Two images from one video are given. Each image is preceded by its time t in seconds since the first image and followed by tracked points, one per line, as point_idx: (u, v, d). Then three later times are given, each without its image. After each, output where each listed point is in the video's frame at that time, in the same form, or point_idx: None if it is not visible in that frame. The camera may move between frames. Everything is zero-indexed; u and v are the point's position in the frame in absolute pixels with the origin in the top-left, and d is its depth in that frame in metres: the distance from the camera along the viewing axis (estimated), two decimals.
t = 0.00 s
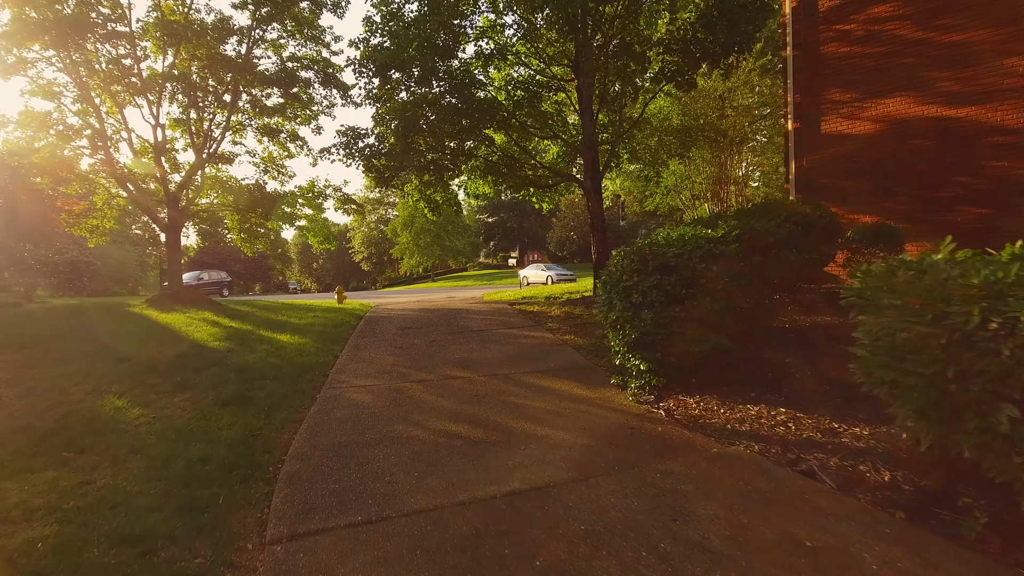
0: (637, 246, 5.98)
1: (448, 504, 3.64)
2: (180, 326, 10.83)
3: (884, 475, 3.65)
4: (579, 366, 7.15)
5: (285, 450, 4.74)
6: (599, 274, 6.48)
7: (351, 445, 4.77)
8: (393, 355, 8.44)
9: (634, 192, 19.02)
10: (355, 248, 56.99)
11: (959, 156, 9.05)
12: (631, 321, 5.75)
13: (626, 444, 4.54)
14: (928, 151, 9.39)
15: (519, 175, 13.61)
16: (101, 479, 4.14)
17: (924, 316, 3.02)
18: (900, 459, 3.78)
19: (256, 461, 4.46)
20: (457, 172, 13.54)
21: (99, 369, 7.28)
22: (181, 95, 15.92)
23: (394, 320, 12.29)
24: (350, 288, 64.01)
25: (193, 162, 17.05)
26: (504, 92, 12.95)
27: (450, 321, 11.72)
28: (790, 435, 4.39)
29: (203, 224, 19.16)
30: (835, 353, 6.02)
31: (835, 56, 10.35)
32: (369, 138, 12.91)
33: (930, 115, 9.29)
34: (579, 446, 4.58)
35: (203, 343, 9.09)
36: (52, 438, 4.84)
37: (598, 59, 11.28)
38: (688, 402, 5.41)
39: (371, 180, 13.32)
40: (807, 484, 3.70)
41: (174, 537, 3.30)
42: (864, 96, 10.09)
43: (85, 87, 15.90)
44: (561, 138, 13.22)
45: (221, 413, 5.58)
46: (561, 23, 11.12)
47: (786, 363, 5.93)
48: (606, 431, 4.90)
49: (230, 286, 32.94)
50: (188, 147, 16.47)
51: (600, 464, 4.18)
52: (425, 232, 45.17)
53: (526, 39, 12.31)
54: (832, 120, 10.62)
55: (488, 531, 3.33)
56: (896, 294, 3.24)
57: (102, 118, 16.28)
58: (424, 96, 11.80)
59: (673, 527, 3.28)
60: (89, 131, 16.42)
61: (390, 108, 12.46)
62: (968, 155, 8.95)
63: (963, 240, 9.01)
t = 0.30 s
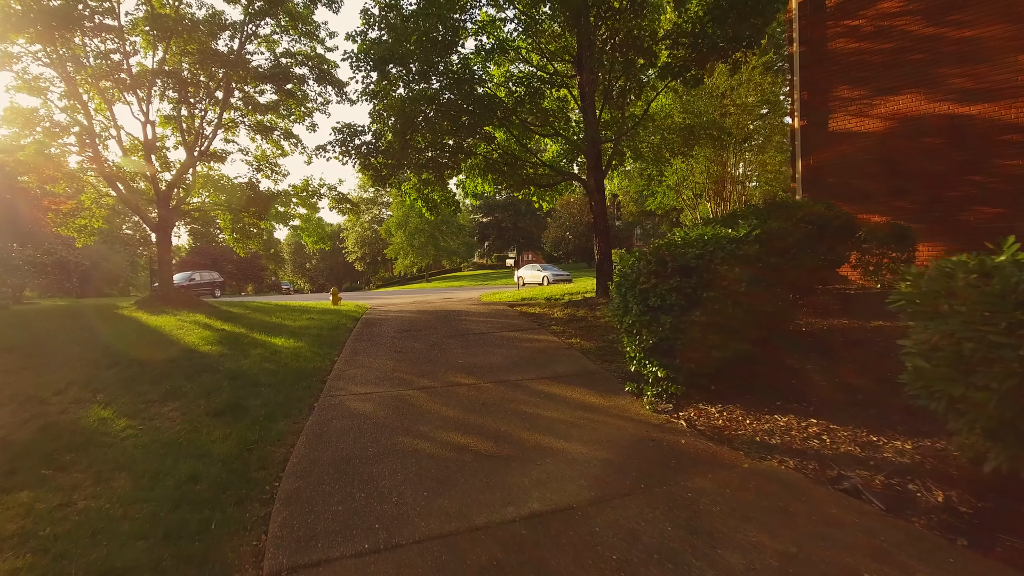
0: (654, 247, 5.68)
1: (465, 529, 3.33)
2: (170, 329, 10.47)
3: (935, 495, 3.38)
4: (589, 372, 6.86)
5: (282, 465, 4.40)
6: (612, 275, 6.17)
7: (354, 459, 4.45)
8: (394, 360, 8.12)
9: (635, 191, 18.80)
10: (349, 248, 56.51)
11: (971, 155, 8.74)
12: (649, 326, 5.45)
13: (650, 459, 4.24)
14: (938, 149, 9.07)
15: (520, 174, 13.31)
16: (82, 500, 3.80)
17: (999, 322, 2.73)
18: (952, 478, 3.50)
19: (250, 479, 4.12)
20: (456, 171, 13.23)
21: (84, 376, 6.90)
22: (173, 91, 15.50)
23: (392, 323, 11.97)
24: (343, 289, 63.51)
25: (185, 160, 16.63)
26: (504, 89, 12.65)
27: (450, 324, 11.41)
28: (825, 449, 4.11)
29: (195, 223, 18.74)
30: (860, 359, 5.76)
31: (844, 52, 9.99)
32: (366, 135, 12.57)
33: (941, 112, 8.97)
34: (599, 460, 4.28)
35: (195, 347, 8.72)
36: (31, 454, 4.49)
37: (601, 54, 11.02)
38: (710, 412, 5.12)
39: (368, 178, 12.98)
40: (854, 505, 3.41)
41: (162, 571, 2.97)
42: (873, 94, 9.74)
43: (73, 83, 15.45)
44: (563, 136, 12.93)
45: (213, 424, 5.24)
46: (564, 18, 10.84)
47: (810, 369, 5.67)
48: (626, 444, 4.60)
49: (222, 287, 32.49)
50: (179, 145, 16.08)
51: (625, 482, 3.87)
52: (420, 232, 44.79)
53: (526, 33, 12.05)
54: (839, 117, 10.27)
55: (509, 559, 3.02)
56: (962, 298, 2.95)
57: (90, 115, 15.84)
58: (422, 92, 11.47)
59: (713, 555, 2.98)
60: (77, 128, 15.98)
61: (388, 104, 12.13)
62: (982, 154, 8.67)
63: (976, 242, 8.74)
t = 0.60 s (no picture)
0: (675, 246, 5.37)
1: (487, 560, 3.01)
2: (161, 332, 10.10)
3: (1000, 518, 3.10)
4: (601, 378, 6.56)
5: (281, 483, 4.07)
6: (628, 277, 5.86)
7: (360, 476, 4.13)
8: (396, 365, 7.79)
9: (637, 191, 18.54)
10: (343, 248, 56.05)
11: (984, 154, 8.41)
12: (670, 331, 5.15)
13: (680, 476, 3.94)
14: (950, 148, 8.68)
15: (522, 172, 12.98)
16: (62, 526, 3.46)
17: None
18: (1015, 498, 3.22)
19: (247, 500, 3.79)
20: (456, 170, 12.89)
21: (69, 384, 6.54)
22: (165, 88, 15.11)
23: (392, 325, 11.64)
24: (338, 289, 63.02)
25: (177, 159, 16.23)
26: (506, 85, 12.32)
27: (451, 326, 11.09)
28: (869, 464, 3.82)
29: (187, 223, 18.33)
30: (889, 364, 5.49)
31: (853, 48, 9.49)
32: (364, 133, 12.21)
33: (953, 110, 8.60)
34: (625, 478, 3.97)
35: (187, 352, 8.37)
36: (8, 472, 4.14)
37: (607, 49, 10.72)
38: (737, 423, 4.83)
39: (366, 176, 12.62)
40: (909, 529, 3.13)
41: None
42: (884, 91, 9.28)
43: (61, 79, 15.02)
44: (566, 133, 12.61)
45: (206, 437, 4.90)
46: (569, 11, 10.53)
47: (837, 375, 5.39)
48: (650, 459, 4.30)
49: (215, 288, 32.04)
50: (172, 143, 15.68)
51: (655, 502, 3.58)
52: (415, 232, 44.42)
53: (529, 28, 11.75)
54: (847, 115, 9.75)
55: None
56: None
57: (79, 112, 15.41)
58: (422, 87, 11.14)
59: None
60: (66, 126, 15.56)
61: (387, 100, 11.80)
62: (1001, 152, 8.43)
63: (989, 243, 8.43)
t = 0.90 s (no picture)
0: (699, 247, 5.09)
1: None
2: (153, 336, 9.74)
3: None
4: (616, 385, 6.25)
5: (284, 504, 3.76)
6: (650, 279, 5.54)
7: (371, 496, 3.81)
8: (399, 370, 7.47)
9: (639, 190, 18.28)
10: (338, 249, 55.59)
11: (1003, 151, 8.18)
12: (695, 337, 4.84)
13: (717, 496, 3.65)
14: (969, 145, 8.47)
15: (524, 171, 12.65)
16: (43, 555, 3.14)
17: None
18: None
19: (247, 524, 3.47)
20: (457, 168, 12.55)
21: (54, 392, 6.18)
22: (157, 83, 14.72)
23: (391, 328, 11.31)
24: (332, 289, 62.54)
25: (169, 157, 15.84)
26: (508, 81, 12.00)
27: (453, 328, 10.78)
28: (922, 483, 3.55)
29: (180, 222, 17.93)
30: (922, 371, 5.23)
31: (865, 44, 9.13)
32: (364, 129, 11.87)
33: (968, 107, 8.31)
34: (657, 497, 3.67)
35: (180, 357, 8.01)
36: None
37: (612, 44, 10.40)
38: (769, 435, 4.54)
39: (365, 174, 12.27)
40: (977, 556, 2.86)
41: None
42: (897, 87, 8.97)
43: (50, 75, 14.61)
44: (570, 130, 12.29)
45: (201, 452, 4.56)
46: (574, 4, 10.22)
47: (870, 383, 5.12)
48: (680, 475, 4.00)
49: (208, 289, 31.60)
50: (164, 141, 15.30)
51: (694, 527, 3.28)
52: (411, 231, 44.06)
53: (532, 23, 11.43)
54: (858, 112, 9.41)
55: None
56: None
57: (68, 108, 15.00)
58: (422, 82, 10.80)
59: None
60: (55, 123, 15.15)
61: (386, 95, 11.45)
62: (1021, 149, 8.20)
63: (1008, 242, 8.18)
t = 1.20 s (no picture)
0: (727, 248, 4.85)
1: None
2: (144, 339, 9.39)
3: None
4: (632, 392, 5.96)
5: (287, 528, 3.44)
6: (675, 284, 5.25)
7: (380, 519, 3.50)
8: (401, 376, 7.15)
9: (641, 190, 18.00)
10: (333, 249, 55.15)
11: None
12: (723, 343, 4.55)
13: (758, 518, 3.36)
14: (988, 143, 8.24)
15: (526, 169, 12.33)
16: None
17: None
18: None
19: (247, 553, 3.15)
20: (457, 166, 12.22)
21: (38, 401, 5.83)
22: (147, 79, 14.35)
23: (390, 330, 10.99)
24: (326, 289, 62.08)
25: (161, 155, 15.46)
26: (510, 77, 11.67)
27: (455, 331, 10.47)
28: (980, 504, 3.27)
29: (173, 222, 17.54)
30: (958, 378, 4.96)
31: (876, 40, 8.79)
32: (362, 126, 11.53)
33: (984, 105, 8.03)
34: (694, 519, 3.38)
35: (172, 362, 7.67)
36: None
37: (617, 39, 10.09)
38: (802, 448, 4.26)
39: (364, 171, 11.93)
40: None
41: None
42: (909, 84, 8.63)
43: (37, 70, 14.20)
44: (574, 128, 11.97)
45: (194, 468, 4.24)
46: None
47: (904, 391, 4.85)
48: (714, 493, 3.71)
49: (201, 289, 31.17)
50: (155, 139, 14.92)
51: (739, 555, 2.99)
52: (406, 231, 43.69)
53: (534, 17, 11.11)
54: (869, 110, 9.04)
55: None
56: None
57: (57, 105, 14.60)
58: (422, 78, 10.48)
59: None
60: (43, 120, 14.75)
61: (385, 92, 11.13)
62: None
63: None
